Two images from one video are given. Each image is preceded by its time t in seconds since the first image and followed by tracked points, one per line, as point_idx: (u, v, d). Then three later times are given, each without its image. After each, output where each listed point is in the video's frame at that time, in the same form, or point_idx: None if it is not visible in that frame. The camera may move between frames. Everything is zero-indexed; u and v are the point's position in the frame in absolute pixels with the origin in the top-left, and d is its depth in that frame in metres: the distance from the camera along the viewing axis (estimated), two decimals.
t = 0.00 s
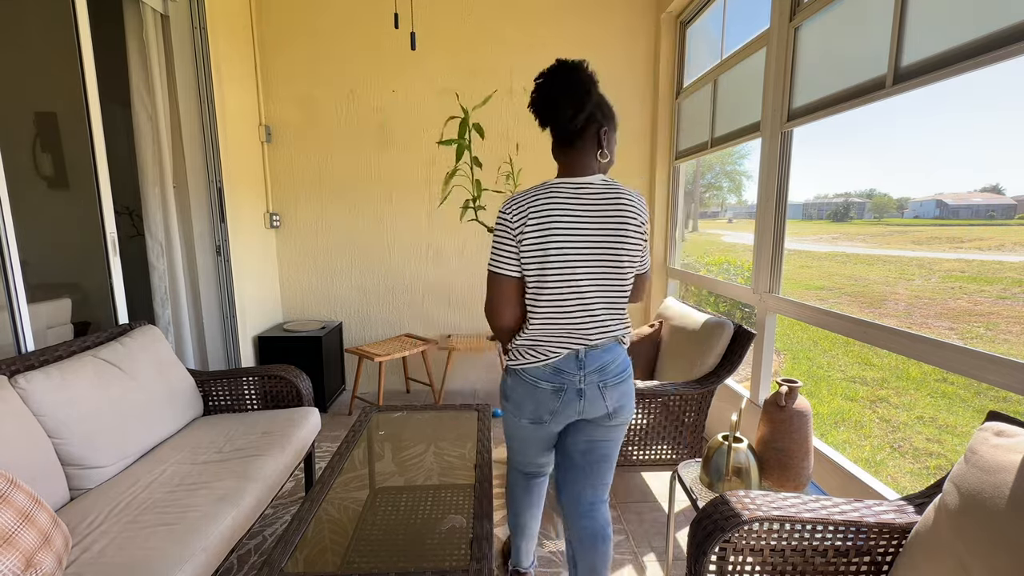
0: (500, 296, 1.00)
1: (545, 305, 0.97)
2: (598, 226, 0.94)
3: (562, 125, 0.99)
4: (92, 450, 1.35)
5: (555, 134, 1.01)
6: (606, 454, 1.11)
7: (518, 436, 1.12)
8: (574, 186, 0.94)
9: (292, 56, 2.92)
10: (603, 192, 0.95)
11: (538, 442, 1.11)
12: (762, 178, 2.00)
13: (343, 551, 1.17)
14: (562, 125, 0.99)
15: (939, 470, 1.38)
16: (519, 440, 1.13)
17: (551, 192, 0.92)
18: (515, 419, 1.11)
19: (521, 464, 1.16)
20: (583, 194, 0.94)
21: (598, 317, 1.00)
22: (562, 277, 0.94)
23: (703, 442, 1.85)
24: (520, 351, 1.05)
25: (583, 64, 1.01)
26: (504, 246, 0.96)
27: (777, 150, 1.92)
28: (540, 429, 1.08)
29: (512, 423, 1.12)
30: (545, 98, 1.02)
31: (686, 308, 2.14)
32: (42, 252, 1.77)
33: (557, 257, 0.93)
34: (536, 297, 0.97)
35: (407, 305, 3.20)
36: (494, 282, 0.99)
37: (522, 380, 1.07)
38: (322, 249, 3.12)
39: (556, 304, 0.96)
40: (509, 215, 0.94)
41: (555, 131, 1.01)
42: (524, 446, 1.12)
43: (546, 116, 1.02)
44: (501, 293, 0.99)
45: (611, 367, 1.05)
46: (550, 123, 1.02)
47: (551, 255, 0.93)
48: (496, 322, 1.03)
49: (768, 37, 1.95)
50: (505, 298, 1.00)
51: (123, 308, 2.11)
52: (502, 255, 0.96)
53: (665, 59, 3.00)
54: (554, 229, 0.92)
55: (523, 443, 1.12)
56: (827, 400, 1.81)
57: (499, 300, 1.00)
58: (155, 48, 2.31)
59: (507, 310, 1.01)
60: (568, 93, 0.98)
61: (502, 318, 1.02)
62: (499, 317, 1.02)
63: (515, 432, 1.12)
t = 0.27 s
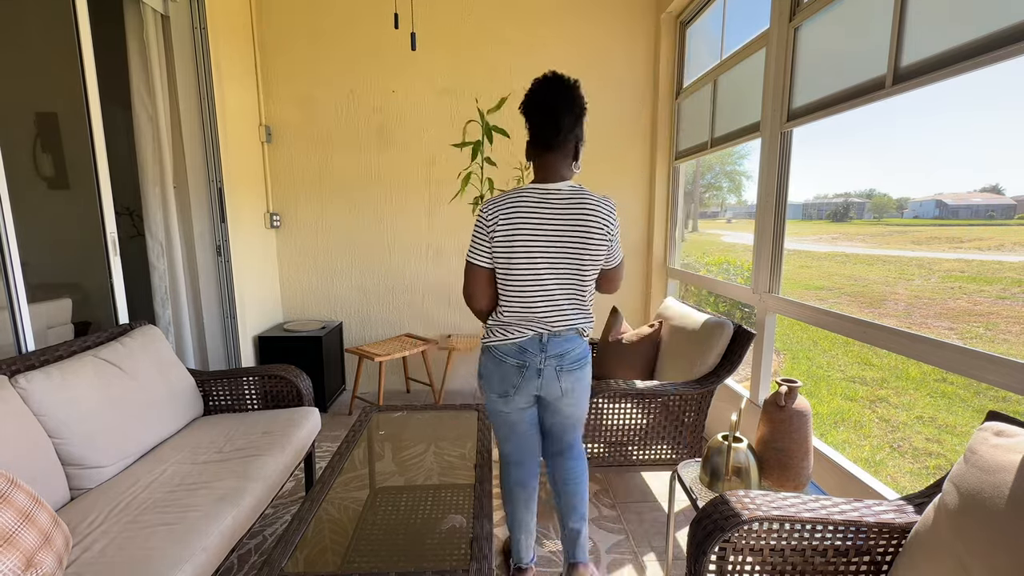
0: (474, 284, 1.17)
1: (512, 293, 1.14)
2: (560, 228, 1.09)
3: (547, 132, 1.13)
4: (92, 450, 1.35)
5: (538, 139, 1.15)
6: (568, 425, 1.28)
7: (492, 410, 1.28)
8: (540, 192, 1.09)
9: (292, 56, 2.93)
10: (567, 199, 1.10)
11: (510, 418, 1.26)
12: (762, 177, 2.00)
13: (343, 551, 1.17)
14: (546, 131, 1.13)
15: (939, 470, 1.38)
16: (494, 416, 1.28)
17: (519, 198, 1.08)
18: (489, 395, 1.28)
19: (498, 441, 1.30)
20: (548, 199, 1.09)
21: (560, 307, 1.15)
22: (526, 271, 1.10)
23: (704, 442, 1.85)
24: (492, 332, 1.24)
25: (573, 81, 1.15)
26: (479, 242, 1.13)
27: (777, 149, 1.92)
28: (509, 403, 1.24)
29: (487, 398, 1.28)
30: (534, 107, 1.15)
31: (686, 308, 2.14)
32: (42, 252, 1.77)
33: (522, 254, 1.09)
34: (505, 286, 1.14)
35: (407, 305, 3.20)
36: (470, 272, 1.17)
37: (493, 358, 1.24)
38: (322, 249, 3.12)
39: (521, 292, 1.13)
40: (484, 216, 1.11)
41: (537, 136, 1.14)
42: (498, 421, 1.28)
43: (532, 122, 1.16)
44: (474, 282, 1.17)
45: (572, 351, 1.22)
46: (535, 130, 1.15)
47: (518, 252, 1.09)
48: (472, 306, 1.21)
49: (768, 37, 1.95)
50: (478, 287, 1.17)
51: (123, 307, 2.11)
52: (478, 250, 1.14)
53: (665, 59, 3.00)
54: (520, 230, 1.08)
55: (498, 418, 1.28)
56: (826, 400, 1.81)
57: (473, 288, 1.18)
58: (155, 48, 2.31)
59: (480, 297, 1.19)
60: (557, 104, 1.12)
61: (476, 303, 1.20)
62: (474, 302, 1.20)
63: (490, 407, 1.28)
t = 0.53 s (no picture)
0: (476, 282, 1.27)
1: (511, 288, 1.25)
2: (549, 227, 1.20)
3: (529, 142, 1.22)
4: (92, 450, 1.35)
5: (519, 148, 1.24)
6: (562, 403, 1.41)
7: (498, 395, 1.36)
8: (529, 195, 1.19)
9: (292, 56, 2.93)
10: (553, 200, 1.21)
11: (514, 401, 1.36)
12: (762, 177, 2.00)
13: (343, 551, 1.17)
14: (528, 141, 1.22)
15: (939, 470, 1.38)
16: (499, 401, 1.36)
17: (512, 202, 1.18)
18: (494, 381, 1.35)
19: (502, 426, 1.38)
20: (537, 201, 1.19)
21: (554, 296, 1.27)
22: (523, 267, 1.21)
23: (703, 442, 1.85)
24: (495, 321, 1.32)
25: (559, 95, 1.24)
26: (478, 244, 1.23)
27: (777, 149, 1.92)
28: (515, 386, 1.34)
29: (492, 384, 1.36)
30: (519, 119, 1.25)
31: (686, 308, 2.14)
32: (42, 251, 1.77)
33: (518, 252, 1.20)
34: (504, 281, 1.25)
35: (407, 305, 3.20)
36: (471, 272, 1.26)
37: (498, 345, 1.33)
38: (322, 249, 3.12)
39: (519, 286, 1.24)
40: (480, 221, 1.20)
41: (519, 145, 1.24)
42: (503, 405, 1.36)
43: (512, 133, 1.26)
44: (476, 281, 1.26)
45: (568, 337, 1.34)
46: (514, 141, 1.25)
47: (514, 250, 1.19)
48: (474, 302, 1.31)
49: (768, 37, 1.95)
50: (479, 285, 1.27)
51: (123, 307, 2.11)
52: (477, 252, 1.23)
53: (665, 58, 3.00)
54: (515, 231, 1.18)
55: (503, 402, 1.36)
56: (826, 400, 1.81)
57: (475, 286, 1.28)
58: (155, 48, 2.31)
59: (482, 294, 1.28)
60: (541, 118, 1.21)
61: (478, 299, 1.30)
62: (476, 299, 1.30)
63: (495, 392, 1.36)
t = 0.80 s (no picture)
0: (488, 283, 1.37)
1: (519, 284, 1.38)
2: (549, 228, 1.36)
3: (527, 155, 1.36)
4: (92, 450, 1.35)
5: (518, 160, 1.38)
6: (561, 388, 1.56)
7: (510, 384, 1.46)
8: (530, 201, 1.34)
9: (292, 56, 2.93)
10: (551, 205, 1.37)
11: (525, 388, 1.46)
12: (762, 177, 2.00)
13: (343, 551, 1.17)
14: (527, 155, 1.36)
15: (939, 470, 1.38)
16: (511, 389, 1.46)
17: (517, 207, 1.32)
18: (507, 370, 1.45)
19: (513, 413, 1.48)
20: (537, 206, 1.35)
21: (556, 289, 1.42)
22: (530, 264, 1.35)
23: (703, 442, 1.85)
24: (505, 315, 1.42)
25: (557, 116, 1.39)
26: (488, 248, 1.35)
27: (777, 149, 1.91)
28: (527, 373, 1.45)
29: (504, 374, 1.45)
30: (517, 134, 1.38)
31: (686, 307, 2.14)
32: (42, 251, 1.77)
33: (525, 251, 1.34)
34: (513, 279, 1.38)
35: (407, 305, 3.20)
36: (483, 274, 1.37)
37: (510, 336, 1.43)
38: (322, 249, 3.12)
39: (527, 283, 1.37)
40: (489, 225, 1.33)
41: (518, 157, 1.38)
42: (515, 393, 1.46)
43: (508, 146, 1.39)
44: (489, 282, 1.37)
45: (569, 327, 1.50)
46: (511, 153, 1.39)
47: (522, 250, 1.34)
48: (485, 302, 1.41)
49: (768, 37, 1.95)
50: (491, 286, 1.37)
51: (123, 307, 2.11)
52: (488, 254, 1.35)
53: (665, 58, 3.00)
54: (522, 233, 1.32)
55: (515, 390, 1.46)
56: (826, 400, 1.81)
57: (488, 286, 1.38)
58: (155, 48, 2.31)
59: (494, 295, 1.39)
60: (540, 137, 1.35)
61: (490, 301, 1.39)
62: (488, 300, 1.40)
63: (508, 381, 1.46)
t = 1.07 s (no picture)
0: (496, 272, 1.59)
1: (521, 271, 1.63)
2: (545, 221, 1.63)
3: (532, 157, 1.60)
4: (92, 450, 1.35)
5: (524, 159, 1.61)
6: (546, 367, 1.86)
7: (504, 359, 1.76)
8: (530, 197, 1.60)
9: (292, 56, 2.93)
10: (546, 202, 1.64)
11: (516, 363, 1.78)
12: (762, 177, 2.00)
13: (343, 550, 1.17)
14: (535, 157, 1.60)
15: (939, 470, 1.38)
16: (503, 363, 1.76)
17: (522, 202, 1.57)
18: (505, 349, 1.74)
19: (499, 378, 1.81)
20: (537, 202, 1.61)
21: (546, 276, 1.69)
22: (530, 253, 1.61)
23: (703, 442, 1.85)
24: (507, 304, 1.67)
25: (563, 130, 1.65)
26: (496, 240, 1.57)
27: (777, 149, 1.91)
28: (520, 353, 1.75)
29: (501, 351, 1.74)
30: (524, 134, 1.59)
31: (686, 307, 2.13)
32: (42, 251, 1.77)
33: (528, 241, 1.59)
34: (515, 267, 1.62)
35: (407, 305, 3.20)
36: (491, 264, 1.59)
37: (512, 323, 1.70)
38: (322, 249, 3.12)
39: (529, 269, 1.62)
40: (497, 219, 1.55)
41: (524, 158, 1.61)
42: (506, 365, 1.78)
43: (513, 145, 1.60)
44: (495, 272, 1.59)
45: (559, 317, 1.78)
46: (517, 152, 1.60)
47: (525, 241, 1.59)
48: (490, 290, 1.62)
49: (768, 37, 1.95)
50: (499, 274, 1.60)
51: (123, 307, 2.11)
52: (496, 246, 1.57)
53: (665, 58, 3.00)
54: (525, 225, 1.58)
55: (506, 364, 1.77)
56: (827, 400, 1.81)
57: (495, 275, 1.60)
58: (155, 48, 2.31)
59: (499, 282, 1.61)
60: (548, 146, 1.61)
61: (496, 287, 1.61)
62: (493, 287, 1.61)
63: (503, 357, 1.76)
